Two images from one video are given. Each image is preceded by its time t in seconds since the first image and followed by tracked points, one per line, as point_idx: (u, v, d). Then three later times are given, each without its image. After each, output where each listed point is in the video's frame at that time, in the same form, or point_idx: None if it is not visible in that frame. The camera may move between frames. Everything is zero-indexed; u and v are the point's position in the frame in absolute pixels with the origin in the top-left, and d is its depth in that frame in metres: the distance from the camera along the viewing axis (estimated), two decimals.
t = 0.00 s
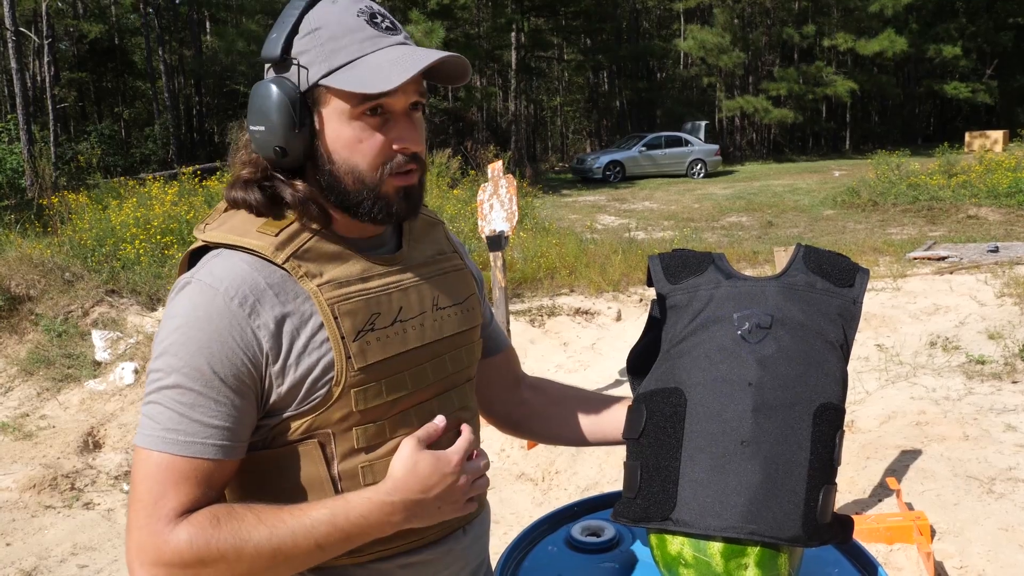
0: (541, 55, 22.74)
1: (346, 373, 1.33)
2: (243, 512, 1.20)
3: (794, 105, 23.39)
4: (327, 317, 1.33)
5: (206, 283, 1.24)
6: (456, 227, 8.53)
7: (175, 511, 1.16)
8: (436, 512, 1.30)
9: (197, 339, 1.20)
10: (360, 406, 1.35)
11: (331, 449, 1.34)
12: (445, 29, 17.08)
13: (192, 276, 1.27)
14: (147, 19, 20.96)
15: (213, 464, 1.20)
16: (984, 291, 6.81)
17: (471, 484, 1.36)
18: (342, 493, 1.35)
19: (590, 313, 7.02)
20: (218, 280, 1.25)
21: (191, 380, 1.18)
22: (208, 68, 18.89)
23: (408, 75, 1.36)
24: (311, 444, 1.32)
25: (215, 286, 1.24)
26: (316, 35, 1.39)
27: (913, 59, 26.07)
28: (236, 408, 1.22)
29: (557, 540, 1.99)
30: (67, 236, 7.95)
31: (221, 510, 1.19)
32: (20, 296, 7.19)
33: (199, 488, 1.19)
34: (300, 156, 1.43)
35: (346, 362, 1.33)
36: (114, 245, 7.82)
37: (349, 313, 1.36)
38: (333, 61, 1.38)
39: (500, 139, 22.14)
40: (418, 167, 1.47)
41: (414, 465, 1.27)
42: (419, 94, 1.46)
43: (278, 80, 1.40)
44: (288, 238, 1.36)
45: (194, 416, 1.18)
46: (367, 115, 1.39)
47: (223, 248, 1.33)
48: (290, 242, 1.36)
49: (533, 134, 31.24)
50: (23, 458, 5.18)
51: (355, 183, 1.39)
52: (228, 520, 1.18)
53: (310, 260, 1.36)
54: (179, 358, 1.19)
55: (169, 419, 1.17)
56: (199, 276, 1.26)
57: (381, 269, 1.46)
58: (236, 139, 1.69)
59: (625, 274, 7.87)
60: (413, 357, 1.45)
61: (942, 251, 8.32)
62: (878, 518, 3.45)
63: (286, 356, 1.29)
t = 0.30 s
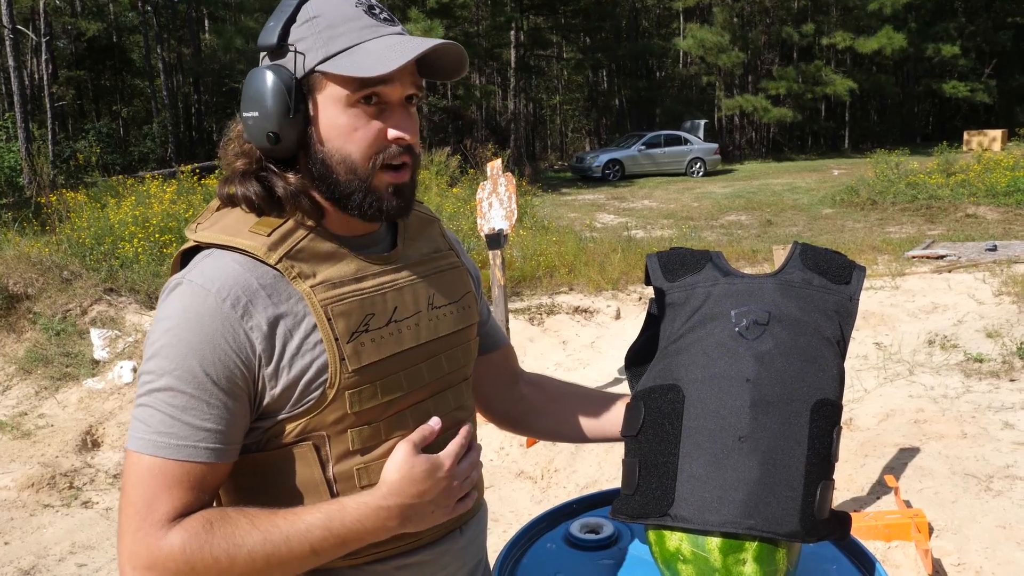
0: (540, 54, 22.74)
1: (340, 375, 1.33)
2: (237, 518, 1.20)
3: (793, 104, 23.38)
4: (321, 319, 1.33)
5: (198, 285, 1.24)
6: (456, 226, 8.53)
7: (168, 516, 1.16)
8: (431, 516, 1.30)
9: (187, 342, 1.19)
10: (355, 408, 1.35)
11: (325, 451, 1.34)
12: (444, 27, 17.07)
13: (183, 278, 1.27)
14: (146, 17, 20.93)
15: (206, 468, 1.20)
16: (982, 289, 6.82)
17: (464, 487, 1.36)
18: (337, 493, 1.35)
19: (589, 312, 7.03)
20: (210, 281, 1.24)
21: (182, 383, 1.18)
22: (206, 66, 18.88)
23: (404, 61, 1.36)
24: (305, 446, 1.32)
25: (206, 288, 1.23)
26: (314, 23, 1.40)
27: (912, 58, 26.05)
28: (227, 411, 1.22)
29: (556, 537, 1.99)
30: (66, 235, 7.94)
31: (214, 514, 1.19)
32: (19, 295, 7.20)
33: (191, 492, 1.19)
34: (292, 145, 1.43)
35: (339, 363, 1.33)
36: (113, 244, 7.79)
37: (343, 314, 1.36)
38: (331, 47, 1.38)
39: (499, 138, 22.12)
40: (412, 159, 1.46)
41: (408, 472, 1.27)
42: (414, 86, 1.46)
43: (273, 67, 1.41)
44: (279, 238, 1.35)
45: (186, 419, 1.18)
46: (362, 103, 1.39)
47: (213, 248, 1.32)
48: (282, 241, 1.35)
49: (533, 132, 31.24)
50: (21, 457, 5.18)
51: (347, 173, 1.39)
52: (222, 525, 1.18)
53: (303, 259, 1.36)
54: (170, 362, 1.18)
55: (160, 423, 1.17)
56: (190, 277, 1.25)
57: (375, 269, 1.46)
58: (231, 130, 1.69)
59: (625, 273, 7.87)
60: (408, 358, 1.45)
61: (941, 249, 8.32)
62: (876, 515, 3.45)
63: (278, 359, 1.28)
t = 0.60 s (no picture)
0: (539, 56, 22.77)
1: (340, 382, 1.33)
2: (239, 529, 1.20)
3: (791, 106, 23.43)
4: (321, 326, 1.33)
5: (198, 295, 1.24)
6: (454, 228, 8.54)
7: (169, 528, 1.16)
8: (435, 528, 1.31)
9: (187, 352, 1.19)
10: (355, 416, 1.35)
11: (326, 459, 1.34)
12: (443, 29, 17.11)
13: (181, 287, 1.26)
14: (145, 19, 20.96)
15: (207, 478, 1.20)
16: (981, 290, 6.83)
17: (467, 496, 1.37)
18: (337, 501, 1.35)
19: (588, 314, 7.03)
20: (209, 290, 1.24)
21: (183, 394, 1.18)
22: (205, 69, 18.91)
23: (433, 89, 1.37)
24: (306, 454, 1.32)
25: (206, 297, 1.23)
26: (330, 39, 1.37)
27: (909, 60, 26.09)
28: (228, 420, 1.21)
29: (556, 539, 1.99)
30: (64, 237, 7.92)
31: (215, 525, 1.19)
32: (18, 297, 7.20)
33: (193, 503, 1.19)
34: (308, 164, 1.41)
35: (340, 371, 1.33)
36: (112, 246, 7.79)
37: (343, 320, 1.36)
38: (351, 69, 1.37)
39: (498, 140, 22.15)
40: (421, 175, 1.48)
41: (412, 480, 1.28)
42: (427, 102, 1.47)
43: (287, 85, 1.38)
44: (278, 245, 1.35)
45: (186, 430, 1.17)
46: (381, 126, 1.39)
47: (211, 255, 1.32)
48: (280, 249, 1.35)
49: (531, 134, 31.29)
50: (20, 459, 5.17)
51: (362, 193, 1.40)
52: (224, 535, 1.18)
53: (301, 267, 1.36)
54: (170, 371, 1.18)
55: (160, 434, 1.17)
56: (188, 286, 1.25)
57: (375, 275, 1.46)
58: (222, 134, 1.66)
59: (623, 274, 7.88)
60: (408, 364, 1.45)
61: (939, 251, 8.34)
62: (876, 517, 3.45)
63: (279, 368, 1.28)
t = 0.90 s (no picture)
0: (539, 63, 22.82)
1: (344, 389, 1.33)
2: (236, 535, 1.19)
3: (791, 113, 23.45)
4: (326, 332, 1.34)
5: (201, 299, 1.24)
6: (455, 235, 8.55)
7: (166, 531, 1.16)
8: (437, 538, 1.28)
9: (189, 355, 1.20)
10: (358, 423, 1.36)
11: (328, 465, 1.35)
12: (444, 37, 17.15)
13: (185, 291, 1.27)
14: (146, 26, 20.98)
15: (208, 483, 1.20)
16: (981, 298, 6.83)
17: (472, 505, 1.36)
18: (338, 508, 1.36)
19: (588, 320, 7.03)
20: (213, 295, 1.25)
21: (185, 397, 1.18)
22: (206, 75, 18.95)
23: (419, 109, 1.35)
24: (309, 461, 1.33)
25: (210, 301, 1.24)
26: (318, 57, 1.38)
27: (909, 68, 26.11)
28: (230, 425, 1.22)
29: (557, 545, 1.99)
30: (66, 242, 8.00)
31: (213, 529, 1.19)
32: (18, 302, 7.19)
33: (192, 507, 1.19)
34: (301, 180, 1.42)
35: (344, 378, 1.34)
36: (113, 251, 7.85)
37: (348, 326, 1.37)
38: (338, 88, 1.38)
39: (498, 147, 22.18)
40: (421, 192, 1.48)
41: (411, 484, 1.27)
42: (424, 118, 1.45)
43: (277, 103, 1.40)
44: (283, 252, 1.36)
45: (187, 434, 1.18)
46: (373, 144, 1.39)
47: (217, 260, 1.33)
48: (285, 255, 1.36)
49: (532, 141, 31.33)
50: (20, 464, 5.17)
51: (357, 209, 1.40)
52: (221, 539, 1.18)
53: (307, 273, 1.37)
54: (172, 375, 1.19)
55: (161, 438, 1.17)
56: (192, 290, 1.26)
57: (378, 281, 1.47)
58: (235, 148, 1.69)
59: (624, 281, 7.88)
60: (411, 372, 1.46)
61: (940, 258, 8.34)
62: (876, 524, 3.45)
63: (283, 373, 1.29)
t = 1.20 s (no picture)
0: (542, 68, 22.86)
1: (355, 393, 1.34)
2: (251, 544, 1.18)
3: (792, 119, 23.47)
4: (338, 335, 1.34)
5: (215, 297, 1.25)
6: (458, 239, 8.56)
7: (175, 532, 1.15)
8: (453, 540, 1.31)
9: (203, 352, 1.20)
10: (368, 427, 1.37)
11: (337, 470, 1.35)
12: (446, 42, 17.21)
13: (198, 289, 1.28)
14: (150, 31, 21.02)
15: (219, 482, 1.19)
16: (983, 305, 6.83)
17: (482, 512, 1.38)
18: (347, 513, 1.36)
19: (590, 326, 7.03)
20: (226, 292, 1.26)
21: (198, 395, 1.18)
22: (210, 79, 19.00)
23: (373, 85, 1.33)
24: (319, 464, 1.33)
25: (224, 300, 1.25)
26: (302, 47, 1.42)
27: (911, 75, 26.13)
28: (241, 424, 1.22)
29: (557, 550, 1.99)
30: (69, 245, 8.05)
31: (224, 530, 1.18)
32: (20, 305, 7.20)
33: (203, 507, 1.18)
34: (284, 169, 1.48)
35: (355, 382, 1.34)
36: (116, 255, 7.93)
37: (360, 330, 1.37)
38: (313, 72, 1.39)
39: (500, 152, 22.21)
40: (407, 185, 1.45)
41: (428, 491, 1.30)
42: (408, 105, 1.45)
43: (267, 92, 1.47)
44: (296, 252, 1.37)
45: (198, 432, 1.18)
46: (348, 127, 1.40)
47: (228, 260, 1.33)
48: (299, 256, 1.37)
49: (533, 146, 31.35)
50: (21, 467, 5.17)
51: (335, 197, 1.40)
52: (235, 541, 1.17)
53: (319, 275, 1.37)
54: (185, 373, 1.19)
55: (173, 435, 1.17)
56: (205, 288, 1.27)
57: (389, 284, 1.47)
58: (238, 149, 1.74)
59: (625, 286, 7.89)
60: (421, 377, 1.46)
61: (942, 265, 8.34)
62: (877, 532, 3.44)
63: (296, 373, 1.29)
